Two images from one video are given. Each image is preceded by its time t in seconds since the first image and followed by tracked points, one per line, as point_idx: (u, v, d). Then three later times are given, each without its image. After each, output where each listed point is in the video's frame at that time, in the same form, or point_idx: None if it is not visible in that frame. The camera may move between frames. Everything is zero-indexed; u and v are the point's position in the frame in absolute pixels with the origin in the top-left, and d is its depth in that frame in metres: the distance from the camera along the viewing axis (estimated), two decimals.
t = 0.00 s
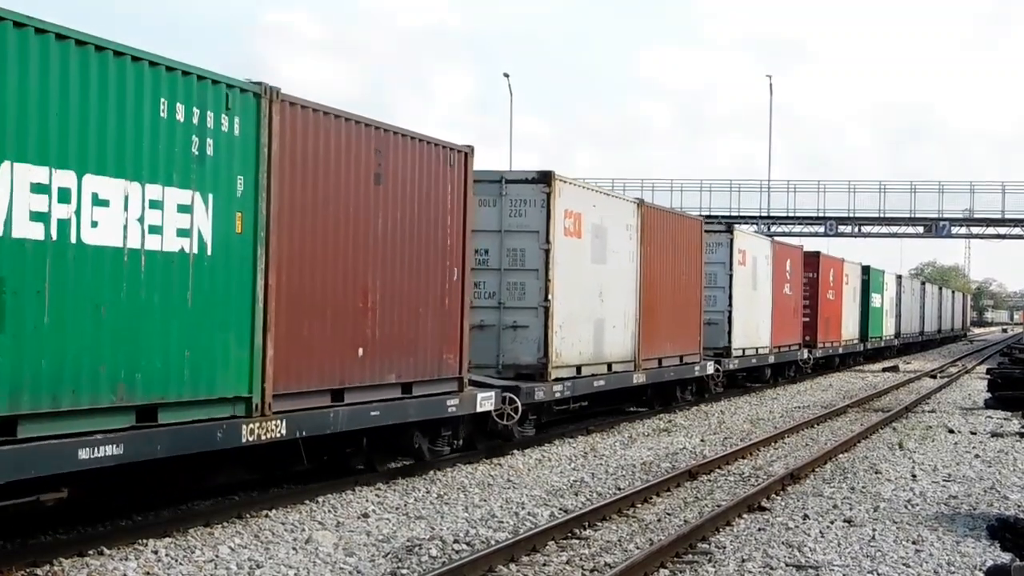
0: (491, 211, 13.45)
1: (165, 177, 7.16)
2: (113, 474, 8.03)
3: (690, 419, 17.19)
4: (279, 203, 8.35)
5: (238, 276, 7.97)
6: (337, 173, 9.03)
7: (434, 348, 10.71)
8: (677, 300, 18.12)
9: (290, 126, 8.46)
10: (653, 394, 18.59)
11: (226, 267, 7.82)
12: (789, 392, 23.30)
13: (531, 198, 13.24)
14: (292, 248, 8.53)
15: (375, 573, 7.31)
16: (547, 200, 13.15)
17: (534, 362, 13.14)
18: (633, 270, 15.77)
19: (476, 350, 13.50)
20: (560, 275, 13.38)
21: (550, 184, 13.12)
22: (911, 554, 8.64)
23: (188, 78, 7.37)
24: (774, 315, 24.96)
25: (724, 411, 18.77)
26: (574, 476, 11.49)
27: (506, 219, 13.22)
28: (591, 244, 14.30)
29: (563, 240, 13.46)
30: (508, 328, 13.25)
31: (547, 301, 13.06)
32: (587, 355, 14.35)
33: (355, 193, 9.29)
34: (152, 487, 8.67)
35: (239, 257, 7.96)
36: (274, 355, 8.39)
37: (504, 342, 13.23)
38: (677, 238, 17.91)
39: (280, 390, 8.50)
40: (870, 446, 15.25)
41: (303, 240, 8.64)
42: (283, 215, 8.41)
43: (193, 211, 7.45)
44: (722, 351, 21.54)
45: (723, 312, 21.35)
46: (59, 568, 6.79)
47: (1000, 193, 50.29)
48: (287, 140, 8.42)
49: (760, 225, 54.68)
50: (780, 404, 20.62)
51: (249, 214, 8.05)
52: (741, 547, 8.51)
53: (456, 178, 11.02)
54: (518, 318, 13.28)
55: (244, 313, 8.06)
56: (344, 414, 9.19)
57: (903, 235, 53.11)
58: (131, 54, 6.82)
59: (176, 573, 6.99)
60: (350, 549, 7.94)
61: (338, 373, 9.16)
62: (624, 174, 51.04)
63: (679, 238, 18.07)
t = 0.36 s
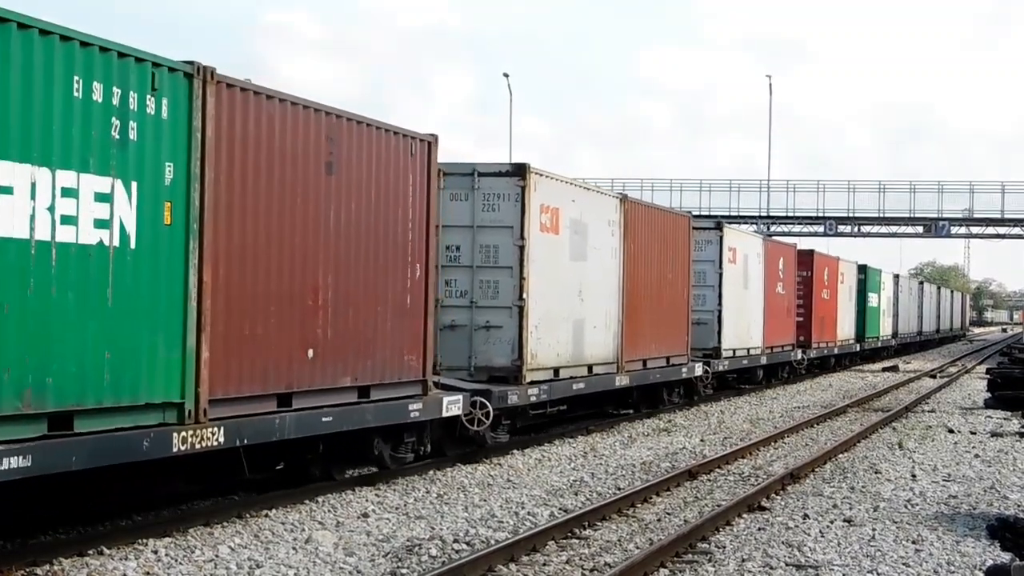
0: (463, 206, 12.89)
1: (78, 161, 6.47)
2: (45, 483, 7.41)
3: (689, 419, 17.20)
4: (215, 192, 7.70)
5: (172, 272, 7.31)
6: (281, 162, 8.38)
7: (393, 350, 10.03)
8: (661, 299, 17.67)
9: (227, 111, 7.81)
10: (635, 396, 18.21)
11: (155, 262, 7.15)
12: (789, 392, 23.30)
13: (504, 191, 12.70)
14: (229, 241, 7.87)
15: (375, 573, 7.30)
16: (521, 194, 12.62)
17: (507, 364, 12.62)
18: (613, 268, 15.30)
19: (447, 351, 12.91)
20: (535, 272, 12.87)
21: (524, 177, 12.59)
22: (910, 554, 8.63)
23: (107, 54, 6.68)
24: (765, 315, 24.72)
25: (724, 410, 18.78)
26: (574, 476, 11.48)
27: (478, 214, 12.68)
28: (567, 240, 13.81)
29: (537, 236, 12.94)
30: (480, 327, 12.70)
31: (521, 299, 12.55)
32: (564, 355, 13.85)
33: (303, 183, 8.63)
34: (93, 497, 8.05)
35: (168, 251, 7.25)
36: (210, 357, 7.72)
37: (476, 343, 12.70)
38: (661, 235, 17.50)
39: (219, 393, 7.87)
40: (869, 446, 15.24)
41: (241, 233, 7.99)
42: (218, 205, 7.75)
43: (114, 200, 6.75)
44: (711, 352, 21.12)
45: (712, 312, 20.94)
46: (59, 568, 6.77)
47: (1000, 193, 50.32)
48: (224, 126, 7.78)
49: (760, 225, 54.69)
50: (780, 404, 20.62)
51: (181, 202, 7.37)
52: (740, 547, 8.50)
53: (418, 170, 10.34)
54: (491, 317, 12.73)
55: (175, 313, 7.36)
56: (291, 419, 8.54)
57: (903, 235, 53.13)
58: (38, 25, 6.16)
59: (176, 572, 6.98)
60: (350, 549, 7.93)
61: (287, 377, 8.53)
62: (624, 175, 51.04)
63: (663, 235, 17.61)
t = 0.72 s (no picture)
0: (432, 199, 12.32)
1: None
2: None
3: (690, 419, 17.17)
4: (144, 177, 7.10)
5: (87, 264, 6.68)
6: (222, 148, 7.82)
7: (347, 352, 9.47)
8: (646, 297, 17.20)
9: (159, 94, 7.20)
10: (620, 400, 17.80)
11: (69, 252, 6.53)
12: (789, 392, 23.28)
13: (476, 184, 12.16)
14: (159, 232, 7.25)
15: (376, 573, 7.29)
16: (493, 187, 12.08)
17: (480, 367, 12.15)
18: (593, 266, 14.81)
19: (416, 351, 12.41)
20: (508, 271, 12.36)
21: (496, 170, 12.04)
22: (911, 554, 8.62)
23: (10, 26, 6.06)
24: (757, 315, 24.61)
25: (725, 410, 18.78)
26: (574, 476, 11.48)
27: (448, 209, 12.14)
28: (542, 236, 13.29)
29: (509, 232, 12.40)
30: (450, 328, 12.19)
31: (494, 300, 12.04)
32: (539, 358, 13.37)
33: (242, 174, 8.05)
34: (42, 497, 7.64)
35: (84, 244, 6.63)
36: (135, 359, 7.12)
37: (446, 345, 12.21)
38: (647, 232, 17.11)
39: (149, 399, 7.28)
40: (870, 445, 15.24)
41: (172, 225, 7.37)
42: (148, 192, 7.13)
43: (21, 188, 6.14)
44: (700, 353, 20.92)
45: (702, 311, 20.76)
46: (59, 568, 6.77)
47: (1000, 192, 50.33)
48: (157, 109, 7.18)
49: (759, 225, 54.72)
50: (780, 404, 20.61)
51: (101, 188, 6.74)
52: (740, 547, 8.49)
53: (373, 161, 9.77)
54: (461, 317, 12.23)
55: (92, 311, 6.74)
56: (232, 426, 7.98)
57: (903, 235, 53.15)
58: None
59: (176, 572, 6.98)
60: (350, 549, 7.92)
61: (228, 381, 8.00)
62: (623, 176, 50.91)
63: (648, 232, 17.16)
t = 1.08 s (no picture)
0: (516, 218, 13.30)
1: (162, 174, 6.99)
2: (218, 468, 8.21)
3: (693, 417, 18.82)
4: (246, 189, 7.74)
5: (217, 268, 7.46)
6: (306, 155, 8.37)
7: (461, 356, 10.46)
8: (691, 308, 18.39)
9: (250, 113, 7.78)
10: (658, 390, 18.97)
11: (203, 259, 7.34)
12: (788, 393, 25.03)
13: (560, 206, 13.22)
14: (303, 246, 8.30)
15: (376, 573, 7.31)
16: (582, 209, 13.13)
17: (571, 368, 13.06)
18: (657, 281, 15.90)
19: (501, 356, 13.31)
20: (592, 283, 13.37)
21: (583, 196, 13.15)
22: (911, 554, 10.44)
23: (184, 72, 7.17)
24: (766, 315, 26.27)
25: (724, 411, 20.50)
26: (574, 476, 12.70)
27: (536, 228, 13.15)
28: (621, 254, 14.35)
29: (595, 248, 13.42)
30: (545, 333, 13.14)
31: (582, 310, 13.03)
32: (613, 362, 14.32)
33: (332, 174, 8.70)
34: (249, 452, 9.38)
35: (244, 257, 7.69)
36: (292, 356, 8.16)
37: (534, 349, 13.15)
38: (675, 245, 18.39)
39: (278, 386, 8.07)
40: (869, 446, 17.04)
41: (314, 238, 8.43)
42: (254, 201, 7.80)
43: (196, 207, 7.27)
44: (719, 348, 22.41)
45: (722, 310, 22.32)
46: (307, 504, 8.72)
47: (1000, 194, 52.14)
48: (257, 131, 7.83)
49: (760, 225, 56.63)
50: (781, 404, 22.37)
51: (217, 203, 7.48)
52: (741, 547, 10.28)
53: (489, 200, 10.91)
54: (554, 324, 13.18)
55: (255, 312, 7.79)
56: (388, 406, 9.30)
57: (903, 236, 55.02)
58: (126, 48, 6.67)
59: (388, 514, 8.97)
60: (349, 549, 7.86)
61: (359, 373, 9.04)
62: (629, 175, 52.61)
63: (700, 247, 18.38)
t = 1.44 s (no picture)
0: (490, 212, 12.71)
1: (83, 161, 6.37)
2: (154, 478, 7.62)
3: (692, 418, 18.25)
4: (182, 181, 7.13)
5: (144, 267, 6.83)
6: (251, 145, 7.76)
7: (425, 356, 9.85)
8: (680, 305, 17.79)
9: (184, 99, 7.15)
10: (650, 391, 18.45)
11: (128, 256, 6.71)
12: (789, 392, 24.50)
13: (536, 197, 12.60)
14: (246, 239, 7.69)
15: (376, 573, 7.08)
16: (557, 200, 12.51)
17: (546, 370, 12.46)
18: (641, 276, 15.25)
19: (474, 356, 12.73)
20: (569, 279, 12.75)
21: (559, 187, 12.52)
22: (910, 554, 9.86)
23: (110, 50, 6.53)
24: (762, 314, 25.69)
25: (725, 410, 19.98)
26: (574, 476, 12.12)
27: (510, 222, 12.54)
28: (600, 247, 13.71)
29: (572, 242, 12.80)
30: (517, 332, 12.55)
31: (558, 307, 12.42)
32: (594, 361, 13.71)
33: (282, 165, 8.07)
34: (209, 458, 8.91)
35: (176, 252, 7.08)
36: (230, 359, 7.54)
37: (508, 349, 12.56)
38: (662, 242, 17.76)
39: (216, 392, 7.46)
40: (870, 446, 16.47)
41: (257, 231, 7.81)
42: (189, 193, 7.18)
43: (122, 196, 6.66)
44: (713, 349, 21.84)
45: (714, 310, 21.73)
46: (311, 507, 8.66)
47: (999, 194, 51.60)
48: (192, 113, 7.20)
49: (759, 225, 56.06)
50: (779, 404, 21.81)
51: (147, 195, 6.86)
52: (741, 547, 9.70)
53: (456, 192, 10.32)
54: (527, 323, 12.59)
55: (189, 311, 7.19)
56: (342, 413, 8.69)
57: (903, 236, 54.48)
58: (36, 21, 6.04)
59: (390, 516, 8.85)
60: (350, 549, 7.67)
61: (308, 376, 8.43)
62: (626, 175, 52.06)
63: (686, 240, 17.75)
